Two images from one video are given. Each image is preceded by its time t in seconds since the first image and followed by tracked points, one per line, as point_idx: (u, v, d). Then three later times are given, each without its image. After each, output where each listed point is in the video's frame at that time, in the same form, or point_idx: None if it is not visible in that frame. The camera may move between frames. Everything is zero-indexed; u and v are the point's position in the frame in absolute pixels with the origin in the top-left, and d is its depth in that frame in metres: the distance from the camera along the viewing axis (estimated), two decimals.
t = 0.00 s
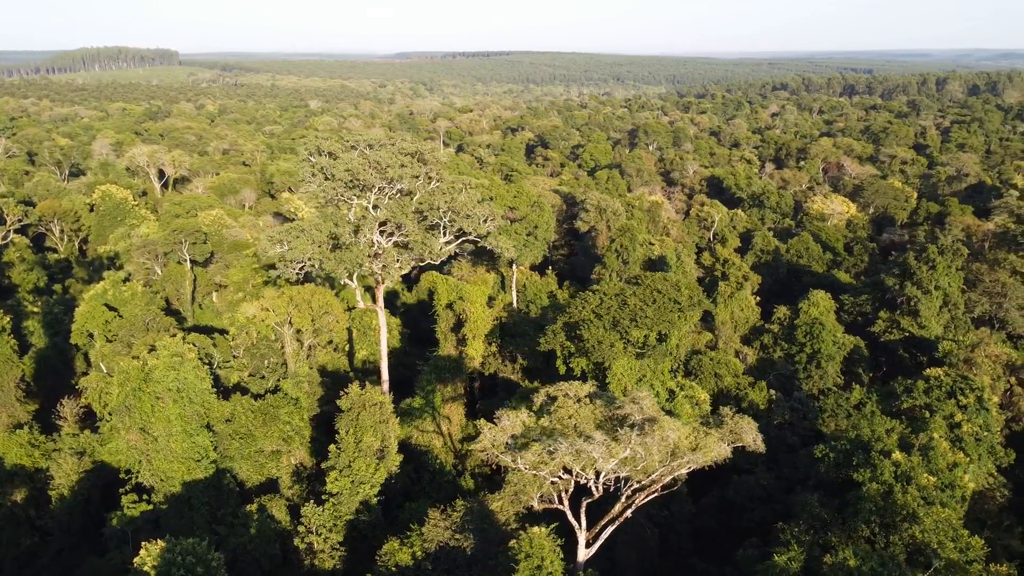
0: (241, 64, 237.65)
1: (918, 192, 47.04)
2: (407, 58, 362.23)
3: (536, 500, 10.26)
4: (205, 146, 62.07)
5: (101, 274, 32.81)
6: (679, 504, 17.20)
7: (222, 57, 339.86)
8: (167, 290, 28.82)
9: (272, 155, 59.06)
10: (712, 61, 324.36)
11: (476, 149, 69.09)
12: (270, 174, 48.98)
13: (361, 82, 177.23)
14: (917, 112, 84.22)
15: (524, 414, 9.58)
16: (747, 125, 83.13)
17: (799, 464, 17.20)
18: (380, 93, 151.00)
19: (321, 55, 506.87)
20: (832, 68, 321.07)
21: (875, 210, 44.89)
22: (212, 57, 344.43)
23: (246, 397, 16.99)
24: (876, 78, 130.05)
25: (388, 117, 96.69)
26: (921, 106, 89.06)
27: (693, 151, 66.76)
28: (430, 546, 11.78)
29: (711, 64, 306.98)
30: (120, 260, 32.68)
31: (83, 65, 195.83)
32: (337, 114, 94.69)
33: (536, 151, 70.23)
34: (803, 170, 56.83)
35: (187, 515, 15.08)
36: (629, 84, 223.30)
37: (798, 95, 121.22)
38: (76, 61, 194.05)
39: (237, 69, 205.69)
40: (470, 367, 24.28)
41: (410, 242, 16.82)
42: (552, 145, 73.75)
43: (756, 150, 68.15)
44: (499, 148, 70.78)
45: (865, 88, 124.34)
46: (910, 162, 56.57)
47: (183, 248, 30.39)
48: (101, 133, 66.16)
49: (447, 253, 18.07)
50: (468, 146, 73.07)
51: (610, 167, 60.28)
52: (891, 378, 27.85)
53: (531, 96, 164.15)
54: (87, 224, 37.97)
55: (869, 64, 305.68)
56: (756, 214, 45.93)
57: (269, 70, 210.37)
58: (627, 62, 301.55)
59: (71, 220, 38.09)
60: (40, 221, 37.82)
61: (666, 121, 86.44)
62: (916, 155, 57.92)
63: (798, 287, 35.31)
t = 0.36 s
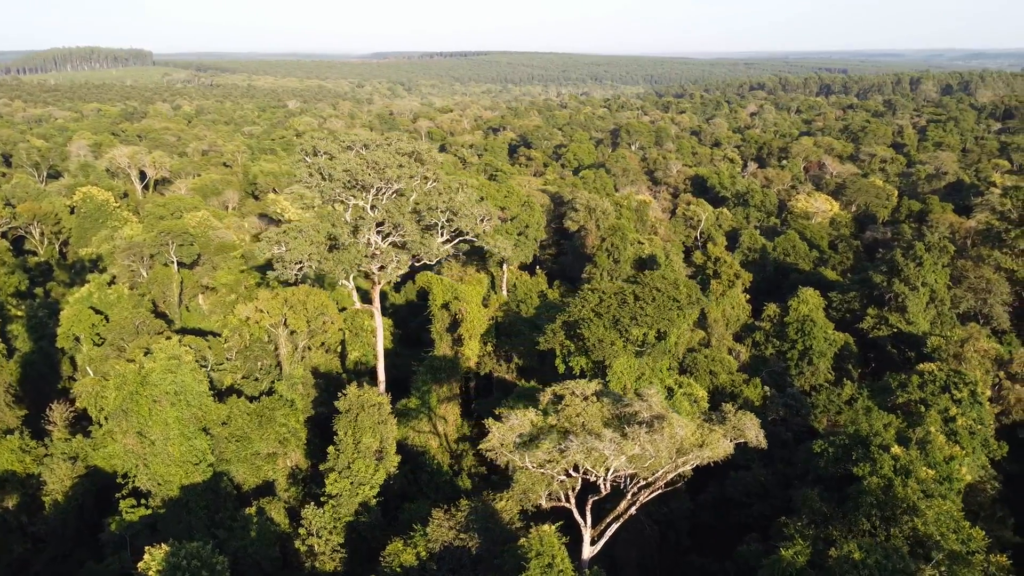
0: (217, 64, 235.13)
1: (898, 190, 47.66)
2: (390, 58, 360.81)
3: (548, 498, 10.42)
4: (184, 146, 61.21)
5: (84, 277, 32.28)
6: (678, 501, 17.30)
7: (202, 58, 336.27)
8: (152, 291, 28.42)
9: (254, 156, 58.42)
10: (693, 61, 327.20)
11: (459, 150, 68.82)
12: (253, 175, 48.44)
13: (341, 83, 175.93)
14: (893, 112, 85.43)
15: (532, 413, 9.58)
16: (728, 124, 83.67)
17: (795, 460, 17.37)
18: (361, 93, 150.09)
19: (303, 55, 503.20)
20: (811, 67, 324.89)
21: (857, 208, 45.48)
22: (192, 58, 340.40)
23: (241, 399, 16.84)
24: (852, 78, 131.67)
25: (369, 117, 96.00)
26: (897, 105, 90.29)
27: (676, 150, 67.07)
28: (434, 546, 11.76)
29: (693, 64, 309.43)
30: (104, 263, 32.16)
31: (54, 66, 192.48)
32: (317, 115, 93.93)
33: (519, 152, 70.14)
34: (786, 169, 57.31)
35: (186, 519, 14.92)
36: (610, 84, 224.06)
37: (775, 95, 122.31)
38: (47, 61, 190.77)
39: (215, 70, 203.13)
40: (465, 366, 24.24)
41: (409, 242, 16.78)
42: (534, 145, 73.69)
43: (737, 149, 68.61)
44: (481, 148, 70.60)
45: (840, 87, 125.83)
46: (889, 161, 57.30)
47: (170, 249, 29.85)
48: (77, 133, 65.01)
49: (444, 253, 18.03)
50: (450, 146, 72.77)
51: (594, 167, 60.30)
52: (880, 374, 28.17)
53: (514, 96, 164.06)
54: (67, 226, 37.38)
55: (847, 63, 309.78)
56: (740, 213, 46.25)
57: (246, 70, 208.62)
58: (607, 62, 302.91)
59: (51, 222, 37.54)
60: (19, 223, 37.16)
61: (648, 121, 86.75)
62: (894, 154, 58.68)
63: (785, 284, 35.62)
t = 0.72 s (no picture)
0: (191, 64, 231.77)
1: (876, 188, 48.37)
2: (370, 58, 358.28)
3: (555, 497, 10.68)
4: (160, 147, 60.10)
5: (64, 281, 31.59)
6: (675, 497, 17.41)
7: (178, 58, 331.25)
8: (138, 295, 27.39)
9: (232, 157, 57.63)
10: (663, 62, 327.70)
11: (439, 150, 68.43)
12: (233, 176, 47.78)
13: (319, 82, 174.14)
14: (867, 111, 86.71)
15: (538, 411, 9.54)
16: (707, 124, 84.28)
17: (789, 455, 17.56)
18: (339, 94, 148.94)
19: (283, 55, 498.51)
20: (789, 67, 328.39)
21: (838, 206, 46.05)
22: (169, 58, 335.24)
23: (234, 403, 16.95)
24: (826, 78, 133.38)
25: (347, 117, 95.13)
26: (871, 104, 91.70)
27: (656, 149, 67.33)
28: (437, 545, 11.70)
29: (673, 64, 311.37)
30: (85, 265, 31.51)
31: (22, 66, 188.25)
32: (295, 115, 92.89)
33: (500, 151, 69.93)
34: (766, 167, 57.82)
35: (184, 524, 14.66)
36: (589, 83, 224.72)
37: (751, 94, 123.42)
38: (15, 61, 186.54)
39: (190, 70, 200.22)
40: (458, 366, 24.19)
41: (405, 242, 16.72)
42: (514, 144, 73.47)
43: (717, 148, 69.10)
44: (462, 148, 70.32)
45: (814, 87, 127.37)
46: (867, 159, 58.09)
47: (154, 251, 28.65)
48: (49, 134, 63.47)
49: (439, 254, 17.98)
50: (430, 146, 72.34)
51: (576, 167, 60.29)
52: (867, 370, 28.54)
53: (494, 96, 163.76)
54: (45, 229, 36.57)
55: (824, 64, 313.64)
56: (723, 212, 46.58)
57: (222, 70, 206.09)
58: (588, 62, 303.90)
59: (28, 225, 36.72)
60: None
61: (628, 120, 87.03)
62: (871, 152, 59.52)
63: (771, 282, 35.96)
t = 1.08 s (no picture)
0: (165, 64, 228.65)
1: (856, 186, 48.95)
2: (326, 61, 353.51)
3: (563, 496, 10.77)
4: (137, 147, 59.02)
5: (43, 284, 30.92)
6: (671, 493, 17.50)
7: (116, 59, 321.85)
8: (121, 298, 26.90)
9: (211, 158, 56.88)
10: (642, 62, 330.17)
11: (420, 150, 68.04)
12: (214, 177, 47.13)
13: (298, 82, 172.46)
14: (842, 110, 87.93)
15: (543, 411, 9.57)
16: (685, 124, 84.69)
17: (783, 450, 17.75)
18: (316, 94, 147.57)
19: (263, 54, 493.77)
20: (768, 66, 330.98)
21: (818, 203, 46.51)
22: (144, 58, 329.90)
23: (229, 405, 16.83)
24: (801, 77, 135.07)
25: (325, 118, 94.26)
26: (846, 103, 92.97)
27: (637, 148, 67.58)
28: (440, 546, 11.69)
29: (651, 64, 312.25)
30: (64, 268, 30.86)
31: None
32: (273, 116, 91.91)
33: (481, 151, 69.73)
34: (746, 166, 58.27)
35: (181, 528, 14.48)
36: (568, 83, 225.37)
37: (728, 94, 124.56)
38: None
39: (164, 70, 197.58)
40: (452, 366, 24.10)
41: (402, 243, 16.65)
42: (495, 144, 73.26)
43: (697, 147, 69.54)
44: (443, 148, 70.02)
45: (789, 87, 128.92)
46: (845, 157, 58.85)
47: (140, 254, 29.23)
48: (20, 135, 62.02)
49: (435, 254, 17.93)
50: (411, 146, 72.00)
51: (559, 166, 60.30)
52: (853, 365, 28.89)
53: (475, 96, 163.49)
54: (23, 231, 35.78)
55: (803, 63, 316.50)
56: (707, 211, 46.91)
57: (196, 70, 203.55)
58: (568, 62, 304.94)
59: (5, 227, 35.90)
60: None
61: (608, 120, 87.21)
62: (849, 151, 60.34)
63: (757, 279, 36.28)
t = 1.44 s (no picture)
0: (136, 64, 224.81)
1: (835, 184, 49.49)
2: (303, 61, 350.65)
3: (566, 492, 10.82)
4: (112, 148, 57.84)
5: (22, 288, 30.21)
6: (667, 489, 17.50)
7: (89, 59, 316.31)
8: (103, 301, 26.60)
9: (189, 159, 56.11)
10: (621, 62, 331.78)
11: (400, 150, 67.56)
12: (194, 178, 46.41)
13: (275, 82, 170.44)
14: (818, 109, 89.06)
15: (549, 408, 9.61)
16: (664, 123, 85.08)
17: (777, 444, 17.91)
18: (293, 94, 146.06)
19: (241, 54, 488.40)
20: (746, 65, 334.36)
21: (799, 201, 47.01)
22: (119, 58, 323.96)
23: (224, 407, 16.65)
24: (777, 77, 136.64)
25: (303, 118, 93.29)
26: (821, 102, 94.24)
27: (618, 148, 67.79)
28: (443, 545, 11.72)
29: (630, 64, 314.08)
30: (44, 271, 30.19)
31: None
32: (251, 116, 90.72)
33: (461, 151, 69.46)
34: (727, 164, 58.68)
35: (178, 532, 14.30)
36: (547, 83, 225.87)
37: (704, 94, 125.47)
38: None
39: (135, 70, 194.22)
40: (447, 366, 24.03)
41: (397, 243, 16.54)
42: (475, 144, 73.07)
43: (677, 147, 69.90)
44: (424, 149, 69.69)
45: (763, 87, 130.34)
46: (823, 156, 59.64)
47: (125, 257, 29.06)
48: None
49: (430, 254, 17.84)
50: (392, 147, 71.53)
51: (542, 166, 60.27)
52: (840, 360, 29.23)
53: (455, 96, 162.94)
54: None
55: (780, 63, 320.22)
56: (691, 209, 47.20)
57: (167, 70, 200.45)
58: (548, 62, 305.52)
59: None
60: None
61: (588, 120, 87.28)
62: (827, 150, 61.16)
63: (743, 277, 36.56)
